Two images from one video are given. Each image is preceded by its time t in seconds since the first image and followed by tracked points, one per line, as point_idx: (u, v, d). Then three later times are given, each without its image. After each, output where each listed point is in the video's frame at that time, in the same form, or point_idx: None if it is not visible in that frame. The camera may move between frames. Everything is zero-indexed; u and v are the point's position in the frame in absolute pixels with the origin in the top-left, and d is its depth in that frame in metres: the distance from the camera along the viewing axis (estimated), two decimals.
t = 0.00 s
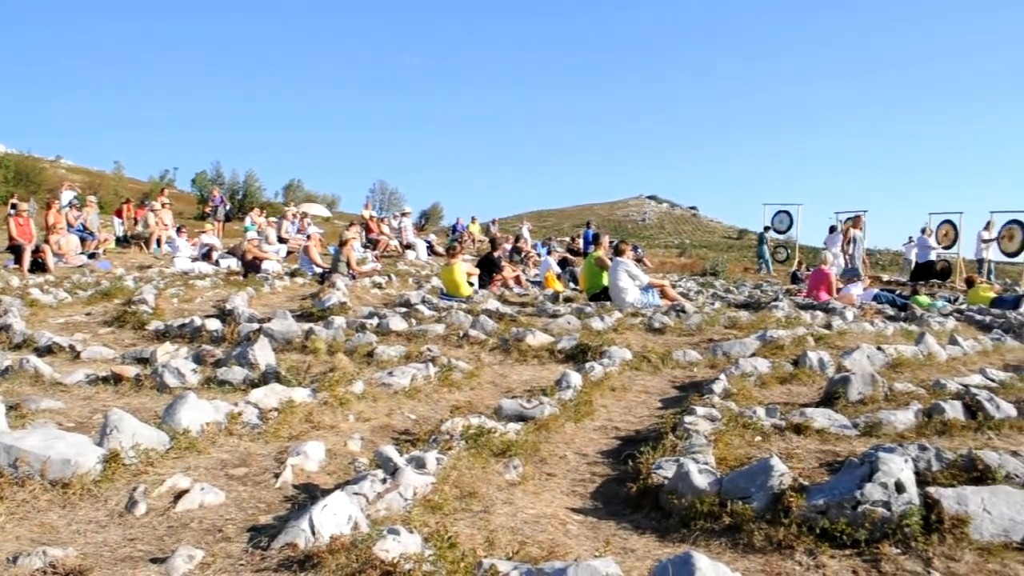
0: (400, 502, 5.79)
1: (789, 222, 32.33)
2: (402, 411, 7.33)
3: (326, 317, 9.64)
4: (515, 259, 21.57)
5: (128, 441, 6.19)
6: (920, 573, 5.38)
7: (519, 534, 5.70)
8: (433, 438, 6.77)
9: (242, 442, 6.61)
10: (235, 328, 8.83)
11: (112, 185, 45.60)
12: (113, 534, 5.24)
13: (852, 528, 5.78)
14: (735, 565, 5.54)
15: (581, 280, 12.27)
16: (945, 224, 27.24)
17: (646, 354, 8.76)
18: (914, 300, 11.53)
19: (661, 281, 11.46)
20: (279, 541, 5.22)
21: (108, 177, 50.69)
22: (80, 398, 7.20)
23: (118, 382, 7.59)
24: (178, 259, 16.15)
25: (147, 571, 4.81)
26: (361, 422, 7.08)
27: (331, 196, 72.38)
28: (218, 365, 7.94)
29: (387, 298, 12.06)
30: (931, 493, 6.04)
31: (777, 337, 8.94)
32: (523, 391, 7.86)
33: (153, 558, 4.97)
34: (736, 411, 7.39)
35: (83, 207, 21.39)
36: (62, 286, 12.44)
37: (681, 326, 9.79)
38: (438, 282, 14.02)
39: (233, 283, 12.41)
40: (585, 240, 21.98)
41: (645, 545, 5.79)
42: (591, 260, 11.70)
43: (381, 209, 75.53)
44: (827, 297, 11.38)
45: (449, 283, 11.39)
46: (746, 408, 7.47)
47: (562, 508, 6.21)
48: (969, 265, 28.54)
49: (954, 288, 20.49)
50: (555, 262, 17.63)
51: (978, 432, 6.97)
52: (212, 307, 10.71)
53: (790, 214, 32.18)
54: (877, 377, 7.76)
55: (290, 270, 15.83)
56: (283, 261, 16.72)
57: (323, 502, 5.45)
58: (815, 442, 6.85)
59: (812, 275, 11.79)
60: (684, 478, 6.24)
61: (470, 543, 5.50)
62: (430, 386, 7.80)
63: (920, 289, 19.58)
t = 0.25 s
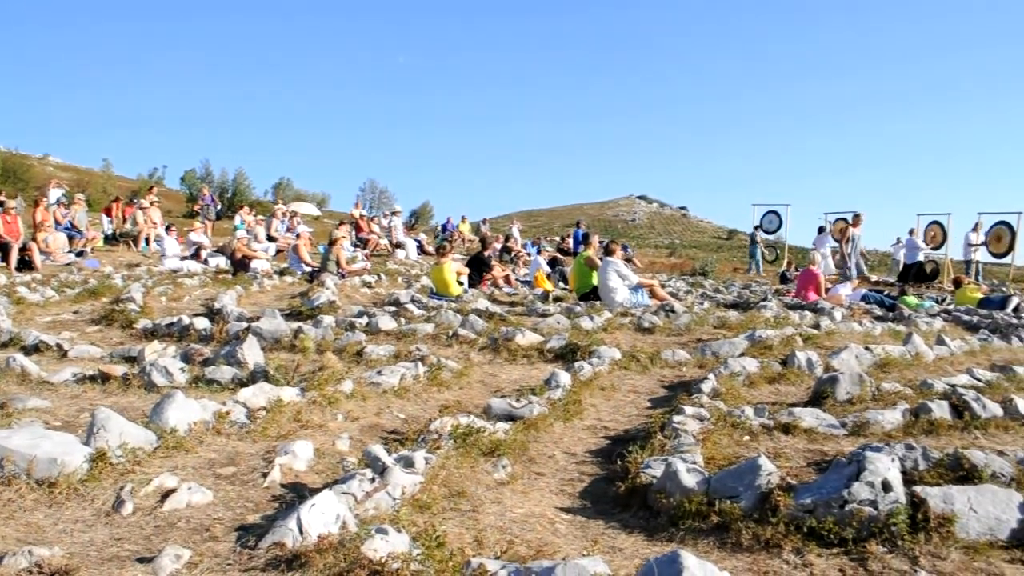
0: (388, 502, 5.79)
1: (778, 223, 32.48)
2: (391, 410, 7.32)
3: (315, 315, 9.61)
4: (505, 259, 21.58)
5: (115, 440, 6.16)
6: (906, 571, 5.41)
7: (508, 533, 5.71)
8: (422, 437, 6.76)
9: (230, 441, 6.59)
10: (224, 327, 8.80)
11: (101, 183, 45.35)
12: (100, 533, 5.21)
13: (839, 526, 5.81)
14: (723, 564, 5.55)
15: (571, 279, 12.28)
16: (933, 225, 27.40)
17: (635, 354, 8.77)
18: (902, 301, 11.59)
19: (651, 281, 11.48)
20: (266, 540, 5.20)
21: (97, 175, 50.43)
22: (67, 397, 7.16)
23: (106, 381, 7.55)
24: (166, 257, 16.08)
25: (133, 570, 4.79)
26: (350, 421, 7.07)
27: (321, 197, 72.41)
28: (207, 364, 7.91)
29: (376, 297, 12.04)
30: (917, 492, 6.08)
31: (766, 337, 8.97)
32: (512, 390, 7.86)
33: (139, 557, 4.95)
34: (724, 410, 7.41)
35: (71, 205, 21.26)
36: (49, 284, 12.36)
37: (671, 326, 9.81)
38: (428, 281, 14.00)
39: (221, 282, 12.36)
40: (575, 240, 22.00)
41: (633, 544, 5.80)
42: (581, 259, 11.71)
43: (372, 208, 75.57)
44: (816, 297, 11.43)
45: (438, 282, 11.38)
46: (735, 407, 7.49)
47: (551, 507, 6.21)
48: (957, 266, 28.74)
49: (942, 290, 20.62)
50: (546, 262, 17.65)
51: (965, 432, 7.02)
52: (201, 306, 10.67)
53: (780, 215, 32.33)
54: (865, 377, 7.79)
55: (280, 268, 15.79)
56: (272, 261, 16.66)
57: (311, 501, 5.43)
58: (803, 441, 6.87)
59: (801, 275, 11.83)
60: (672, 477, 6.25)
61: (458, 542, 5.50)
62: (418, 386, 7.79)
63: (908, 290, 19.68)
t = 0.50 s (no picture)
0: (377, 501, 5.78)
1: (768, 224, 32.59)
2: (381, 409, 7.30)
3: (305, 314, 9.58)
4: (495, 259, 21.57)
5: (103, 438, 6.13)
6: (893, 571, 5.44)
7: (496, 532, 5.70)
8: (411, 436, 6.75)
9: (218, 440, 6.56)
10: (213, 325, 8.76)
11: (90, 180, 45.11)
12: (86, 531, 5.18)
13: (826, 526, 5.83)
14: (711, 564, 5.56)
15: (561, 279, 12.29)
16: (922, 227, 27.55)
17: (625, 354, 8.79)
18: (891, 302, 11.65)
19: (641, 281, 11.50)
20: (254, 539, 5.19)
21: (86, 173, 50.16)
22: (55, 395, 7.12)
23: (94, 379, 7.51)
24: (156, 254, 16.01)
25: (120, 569, 4.77)
26: (339, 420, 7.05)
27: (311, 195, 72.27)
28: (195, 362, 7.88)
29: (366, 296, 12.02)
30: (904, 492, 6.12)
31: (755, 337, 9.00)
32: (501, 389, 7.86)
33: (127, 556, 4.93)
34: (713, 410, 7.43)
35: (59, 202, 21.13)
36: (37, 282, 12.28)
37: (660, 326, 9.83)
38: (418, 280, 13.99)
39: (211, 280, 12.31)
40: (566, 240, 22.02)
41: (621, 544, 5.80)
42: (571, 259, 11.72)
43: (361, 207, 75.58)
44: (805, 298, 11.47)
45: (428, 282, 11.35)
46: (723, 407, 7.51)
47: (540, 507, 6.22)
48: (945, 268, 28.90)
49: (931, 292, 20.72)
50: (536, 261, 17.65)
51: (952, 433, 7.06)
52: (190, 304, 10.63)
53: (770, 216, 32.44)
54: (853, 377, 7.83)
55: (270, 267, 15.73)
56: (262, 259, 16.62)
57: (299, 500, 5.42)
58: (791, 441, 6.89)
59: (790, 276, 11.88)
60: (661, 477, 6.26)
61: (447, 541, 5.50)
62: (408, 385, 7.78)
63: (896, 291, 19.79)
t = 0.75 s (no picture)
0: (366, 501, 5.76)
1: (758, 225, 32.71)
2: (371, 409, 7.29)
3: (294, 313, 9.55)
4: (486, 259, 21.55)
5: (90, 437, 6.09)
6: (881, 570, 5.46)
7: (485, 533, 5.70)
8: (400, 436, 6.74)
9: (207, 439, 6.53)
10: (202, 324, 8.72)
11: (79, 177, 44.84)
12: (74, 531, 5.15)
13: (815, 526, 5.85)
14: (700, 564, 5.57)
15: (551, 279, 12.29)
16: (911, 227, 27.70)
17: (614, 354, 8.80)
18: (879, 302, 11.71)
19: (631, 281, 11.51)
20: (242, 539, 5.17)
21: (75, 170, 49.86)
22: (42, 394, 7.07)
23: (82, 378, 7.47)
24: (145, 252, 15.93)
25: (108, 569, 4.74)
26: (329, 419, 7.03)
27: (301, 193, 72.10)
28: (184, 361, 7.85)
29: (356, 295, 11.99)
30: (892, 493, 6.15)
31: (745, 337, 9.02)
32: (491, 389, 7.86)
33: (114, 556, 4.90)
34: (703, 410, 7.44)
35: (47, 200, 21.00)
36: (25, 280, 12.20)
37: (650, 326, 9.85)
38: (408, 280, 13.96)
39: (200, 279, 12.26)
40: (556, 240, 22.03)
41: (610, 544, 5.81)
42: (562, 259, 11.72)
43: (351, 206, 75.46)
44: (794, 298, 11.51)
45: (419, 282, 11.35)
46: (713, 407, 7.53)
47: (529, 507, 6.22)
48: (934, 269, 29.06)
49: (919, 292, 20.83)
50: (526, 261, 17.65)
51: (940, 433, 7.10)
52: (179, 302, 10.58)
53: (759, 217, 32.55)
54: (842, 377, 7.86)
55: (259, 266, 15.68)
56: (252, 258, 16.55)
57: (288, 500, 5.40)
58: (780, 441, 6.91)
59: (780, 276, 11.92)
60: (650, 477, 6.28)
61: (436, 541, 5.49)
62: (398, 384, 7.77)
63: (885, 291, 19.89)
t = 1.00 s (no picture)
0: (352, 503, 5.74)
1: (745, 228, 32.85)
2: (357, 411, 7.27)
3: (281, 316, 9.53)
4: (474, 262, 21.55)
5: (74, 442, 6.06)
6: (866, 570, 5.49)
7: (472, 535, 5.69)
8: (387, 438, 6.72)
9: (192, 443, 6.50)
10: (187, 327, 8.69)
11: (65, 179, 44.56)
12: (57, 536, 5.11)
13: (801, 526, 5.87)
14: (686, 564, 5.59)
15: (539, 281, 12.31)
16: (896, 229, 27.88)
17: (602, 355, 8.81)
18: (865, 303, 11.78)
19: (618, 283, 11.54)
20: (228, 543, 5.14)
21: (61, 173, 49.54)
22: (25, 398, 7.02)
23: (66, 381, 7.42)
24: (131, 255, 15.84)
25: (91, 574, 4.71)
26: (315, 422, 7.01)
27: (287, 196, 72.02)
28: (169, 365, 7.81)
29: (343, 298, 11.96)
30: (877, 493, 6.19)
31: (732, 339, 9.06)
32: (479, 391, 7.86)
33: (98, 561, 4.87)
34: (690, 411, 7.47)
35: (31, 202, 20.85)
36: (9, 283, 12.10)
37: (637, 328, 9.87)
38: (396, 282, 13.95)
39: (186, 281, 12.21)
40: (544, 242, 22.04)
41: (597, 545, 5.81)
42: (549, 261, 11.74)
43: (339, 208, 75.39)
44: (781, 300, 11.56)
45: (406, 283, 11.34)
46: (700, 408, 7.55)
47: (516, 509, 6.21)
48: (919, 271, 29.26)
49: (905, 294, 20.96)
50: (514, 263, 17.66)
51: (924, 433, 7.15)
52: (164, 305, 10.52)
53: (746, 219, 32.69)
54: (828, 378, 7.90)
55: (246, 268, 15.62)
56: (239, 260, 16.48)
57: (273, 503, 5.38)
58: (766, 442, 6.94)
59: (766, 278, 11.97)
60: (637, 479, 6.29)
61: (422, 544, 5.48)
62: (385, 387, 7.75)
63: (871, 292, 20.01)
